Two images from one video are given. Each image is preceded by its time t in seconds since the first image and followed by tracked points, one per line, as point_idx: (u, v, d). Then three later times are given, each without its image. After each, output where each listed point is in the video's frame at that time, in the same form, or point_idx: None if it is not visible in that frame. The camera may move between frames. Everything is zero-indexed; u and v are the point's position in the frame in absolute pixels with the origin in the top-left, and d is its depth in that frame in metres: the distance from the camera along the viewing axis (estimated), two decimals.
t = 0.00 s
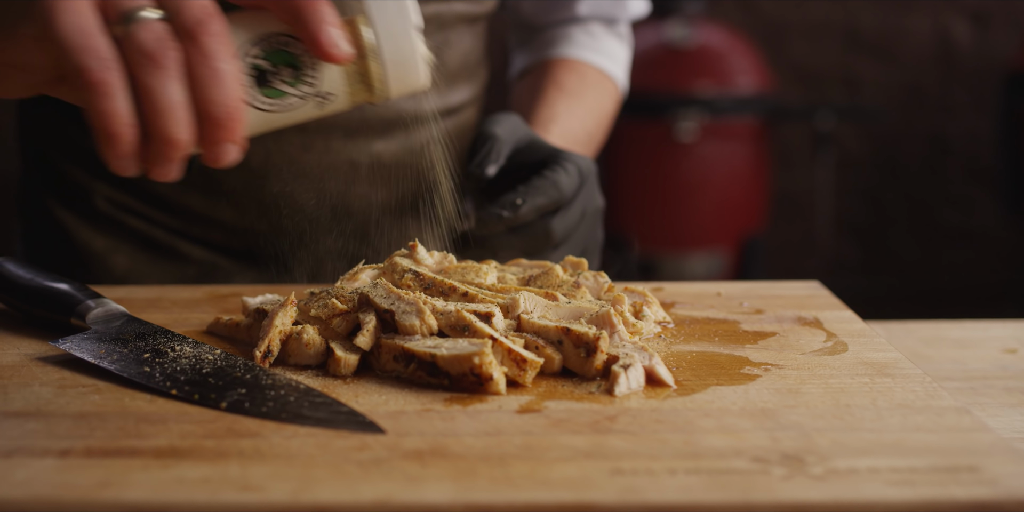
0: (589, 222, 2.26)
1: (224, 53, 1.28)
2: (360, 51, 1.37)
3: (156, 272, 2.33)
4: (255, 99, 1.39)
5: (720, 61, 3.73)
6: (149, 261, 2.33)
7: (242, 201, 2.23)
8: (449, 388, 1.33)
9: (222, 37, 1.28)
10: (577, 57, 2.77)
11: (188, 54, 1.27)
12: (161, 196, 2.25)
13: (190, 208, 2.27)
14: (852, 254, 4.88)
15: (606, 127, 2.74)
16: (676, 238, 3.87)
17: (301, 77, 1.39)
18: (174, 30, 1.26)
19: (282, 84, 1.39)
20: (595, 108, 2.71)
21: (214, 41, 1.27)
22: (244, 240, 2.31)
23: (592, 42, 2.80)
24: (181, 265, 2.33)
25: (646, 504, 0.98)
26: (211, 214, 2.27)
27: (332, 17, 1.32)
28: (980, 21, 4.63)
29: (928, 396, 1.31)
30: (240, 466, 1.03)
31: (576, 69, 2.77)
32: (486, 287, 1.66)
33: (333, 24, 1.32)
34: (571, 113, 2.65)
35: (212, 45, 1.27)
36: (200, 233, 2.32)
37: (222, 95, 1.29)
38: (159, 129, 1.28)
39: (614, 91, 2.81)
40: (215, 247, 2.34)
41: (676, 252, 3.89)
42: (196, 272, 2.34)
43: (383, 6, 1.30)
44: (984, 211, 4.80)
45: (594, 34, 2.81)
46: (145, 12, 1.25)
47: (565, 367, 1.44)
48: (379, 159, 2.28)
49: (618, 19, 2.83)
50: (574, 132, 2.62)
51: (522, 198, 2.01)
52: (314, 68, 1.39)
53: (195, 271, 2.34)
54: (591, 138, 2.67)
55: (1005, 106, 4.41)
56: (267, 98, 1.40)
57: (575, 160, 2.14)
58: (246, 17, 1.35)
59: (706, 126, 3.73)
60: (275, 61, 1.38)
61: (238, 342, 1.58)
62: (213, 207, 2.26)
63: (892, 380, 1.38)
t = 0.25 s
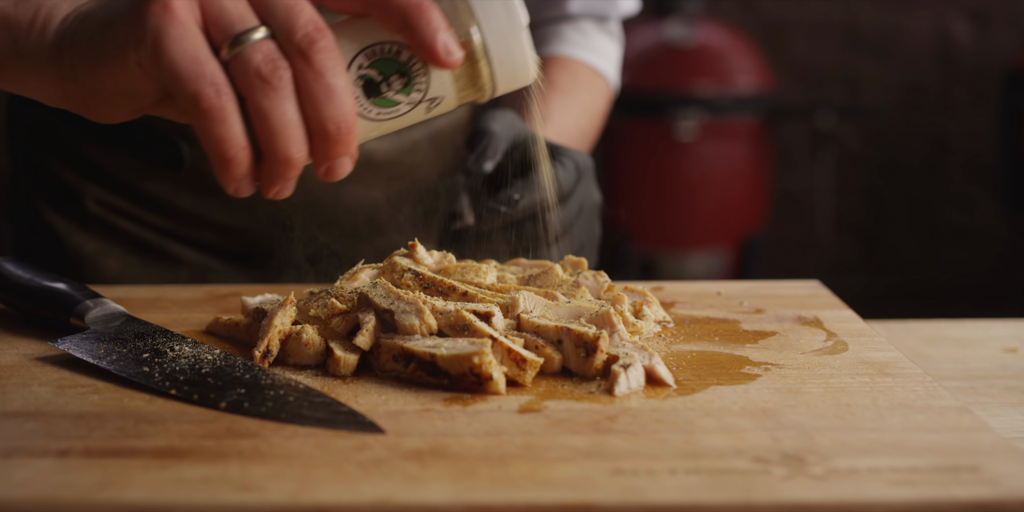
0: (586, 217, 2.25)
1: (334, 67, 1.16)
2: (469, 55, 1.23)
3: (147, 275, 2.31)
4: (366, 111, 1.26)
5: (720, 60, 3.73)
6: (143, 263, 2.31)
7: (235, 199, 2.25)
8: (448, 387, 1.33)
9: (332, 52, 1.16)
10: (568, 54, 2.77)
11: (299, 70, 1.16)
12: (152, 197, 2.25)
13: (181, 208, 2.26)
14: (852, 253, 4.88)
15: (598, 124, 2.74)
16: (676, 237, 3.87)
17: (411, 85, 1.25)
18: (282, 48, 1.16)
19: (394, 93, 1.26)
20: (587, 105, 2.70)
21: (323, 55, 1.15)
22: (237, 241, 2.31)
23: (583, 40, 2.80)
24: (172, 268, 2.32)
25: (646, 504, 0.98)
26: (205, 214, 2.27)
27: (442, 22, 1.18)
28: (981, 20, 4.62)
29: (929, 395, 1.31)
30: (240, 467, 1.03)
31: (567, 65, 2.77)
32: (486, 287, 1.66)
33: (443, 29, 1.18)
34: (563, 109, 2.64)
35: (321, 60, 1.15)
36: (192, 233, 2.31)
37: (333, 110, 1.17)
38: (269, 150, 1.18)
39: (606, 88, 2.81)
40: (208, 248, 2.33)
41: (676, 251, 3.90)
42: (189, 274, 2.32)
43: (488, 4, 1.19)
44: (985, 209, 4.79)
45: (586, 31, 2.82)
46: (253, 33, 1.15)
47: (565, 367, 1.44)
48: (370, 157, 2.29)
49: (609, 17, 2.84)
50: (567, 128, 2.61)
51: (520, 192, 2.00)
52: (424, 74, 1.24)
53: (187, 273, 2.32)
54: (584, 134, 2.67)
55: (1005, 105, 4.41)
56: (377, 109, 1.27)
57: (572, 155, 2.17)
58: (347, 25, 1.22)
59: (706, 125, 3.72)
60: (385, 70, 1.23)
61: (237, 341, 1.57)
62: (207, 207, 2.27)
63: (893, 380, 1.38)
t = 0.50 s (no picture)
0: (592, 218, 2.23)
1: (260, 89, 1.24)
2: (396, 82, 1.31)
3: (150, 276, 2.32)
4: (288, 132, 1.35)
5: (721, 60, 3.73)
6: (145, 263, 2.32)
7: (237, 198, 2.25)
8: (448, 388, 1.33)
9: (258, 74, 1.24)
10: (568, 55, 2.78)
11: (224, 91, 1.23)
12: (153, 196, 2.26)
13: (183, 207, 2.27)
14: (852, 253, 4.87)
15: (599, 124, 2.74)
16: (676, 238, 3.87)
17: (333, 109, 1.34)
18: (210, 67, 1.24)
19: (316, 117, 1.35)
20: (588, 106, 2.70)
21: (249, 77, 1.23)
22: (240, 240, 2.31)
23: (583, 41, 2.81)
24: (174, 267, 2.33)
25: (646, 504, 0.97)
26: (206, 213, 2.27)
27: (369, 50, 1.26)
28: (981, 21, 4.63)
29: (930, 396, 1.31)
30: (240, 467, 1.03)
31: (567, 66, 2.77)
32: (486, 287, 1.66)
33: (369, 58, 1.26)
34: (564, 109, 2.64)
35: (247, 82, 1.23)
36: (195, 233, 2.31)
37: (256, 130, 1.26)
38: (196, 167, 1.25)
39: (606, 88, 2.81)
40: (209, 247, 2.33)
41: (676, 251, 3.90)
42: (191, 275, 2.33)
43: (414, 32, 1.27)
44: (985, 210, 4.79)
45: (586, 32, 2.82)
46: (181, 51, 1.22)
47: (565, 367, 1.44)
48: (375, 156, 2.29)
49: (610, 18, 2.84)
50: (569, 128, 2.61)
51: (530, 191, 1.98)
52: (347, 99, 1.34)
53: (189, 273, 2.33)
54: (584, 134, 2.66)
55: (1006, 105, 4.41)
56: (298, 131, 1.36)
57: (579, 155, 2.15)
58: (278, 49, 1.31)
59: (706, 126, 3.72)
60: (308, 93, 1.33)
61: (238, 342, 1.57)
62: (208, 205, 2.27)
63: (893, 380, 1.38)
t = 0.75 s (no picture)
0: (587, 222, 2.23)
1: (97, 154, 1.29)
2: (226, 151, 1.30)
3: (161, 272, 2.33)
4: (133, 186, 1.37)
5: (723, 62, 3.73)
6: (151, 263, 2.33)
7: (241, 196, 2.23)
8: (450, 388, 1.32)
9: (95, 142, 1.29)
10: (579, 61, 2.77)
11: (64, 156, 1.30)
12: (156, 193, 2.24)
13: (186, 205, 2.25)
14: (851, 254, 4.87)
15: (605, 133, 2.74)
16: (678, 239, 3.87)
17: (174, 169, 1.35)
18: (52, 133, 1.31)
19: (159, 175, 1.36)
20: (596, 113, 2.70)
21: (88, 145, 1.28)
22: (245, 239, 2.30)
23: (595, 48, 2.80)
24: (177, 267, 2.33)
25: (647, 505, 0.97)
26: (209, 210, 2.26)
27: (200, 124, 1.27)
28: (982, 22, 4.62)
29: (932, 397, 1.30)
30: (241, 467, 1.03)
31: (576, 73, 2.77)
32: (488, 288, 1.66)
33: (200, 131, 1.27)
34: (572, 116, 2.64)
35: (83, 148, 1.28)
36: (199, 232, 2.30)
37: (97, 191, 1.31)
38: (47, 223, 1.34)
39: (615, 95, 2.81)
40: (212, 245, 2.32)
41: (677, 252, 3.89)
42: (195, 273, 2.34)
43: (248, 101, 1.24)
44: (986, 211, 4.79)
45: (597, 39, 2.82)
46: (29, 116, 1.30)
47: (567, 368, 1.44)
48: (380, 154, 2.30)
49: (621, 26, 2.85)
50: (575, 136, 2.61)
51: (518, 195, 2.01)
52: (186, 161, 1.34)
53: (193, 272, 2.34)
54: (591, 143, 2.67)
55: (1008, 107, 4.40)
56: (143, 185, 1.37)
57: (574, 159, 2.12)
58: (126, 110, 1.34)
59: (707, 127, 3.73)
60: (150, 154, 1.34)
61: (239, 342, 1.57)
62: (212, 204, 2.25)
63: (895, 382, 1.38)
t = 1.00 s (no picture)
0: (582, 217, 2.21)
1: (56, 170, 1.34)
2: (180, 171, 1.34)
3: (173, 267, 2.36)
4: (93, 199, 1.42)
5: (725, 63, 3.73)
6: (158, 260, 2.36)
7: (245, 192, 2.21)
8: (452, 390, 1.32)
9: (54, 158, 1.33)
10: (598, 57, 2.77)
11: (22, 171, 1.35)
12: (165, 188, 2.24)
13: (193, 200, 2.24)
14: (851, 255, 4.86)
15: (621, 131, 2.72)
16: (679, 240, 3.87)
17: (131, 185, 1.40)
18: (12, 148, 1.35)
19: (117, 189, 1.40)
20: (612, 110, 2.69)
21: (44, 160, 1.33)
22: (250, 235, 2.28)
23: (613, 42, 2.79)
24: (184, 263, 2.35)
25: (649, 507, 0.97)
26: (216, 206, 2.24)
27: (154, 143, 1.31)
28: (983, 24, 4.62)
29: (933, 400, 1.30)
30: (242, 468, 1.03)
31: (595, 69, 2.76)
32: (489, 289, 1.66)
33: (153, 150, 1.31)
34: (586, 113, 2.63)
35: (41, 164, 1.33)
36: (205, 228, 2.29)
37: (52, 203, 1.35)
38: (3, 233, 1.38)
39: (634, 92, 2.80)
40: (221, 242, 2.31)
41: (677, 254, 3.89)
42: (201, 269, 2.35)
43: (199, 121, 1.30)
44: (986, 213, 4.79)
45: (615, 34, 2.80)
46: None
47: (568, 370, 1.44)
48: (385, 148, 2.33)
49: (640, 19, 2.83)
50: (589, 133, 2.60)
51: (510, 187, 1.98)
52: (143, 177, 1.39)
53: (199, 269, 2.35)
54: (605, 139, 2.65)
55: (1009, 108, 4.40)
56: (103, 199, 1.42)
57: (569, 153, 2.10)
58: (87, 129, 1.39)
59: (709, 128, 3.74)
60: (109, 169, 1.39)
61: (240, 343, 1.57)
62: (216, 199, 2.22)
63: (896, 384, 1.38)
